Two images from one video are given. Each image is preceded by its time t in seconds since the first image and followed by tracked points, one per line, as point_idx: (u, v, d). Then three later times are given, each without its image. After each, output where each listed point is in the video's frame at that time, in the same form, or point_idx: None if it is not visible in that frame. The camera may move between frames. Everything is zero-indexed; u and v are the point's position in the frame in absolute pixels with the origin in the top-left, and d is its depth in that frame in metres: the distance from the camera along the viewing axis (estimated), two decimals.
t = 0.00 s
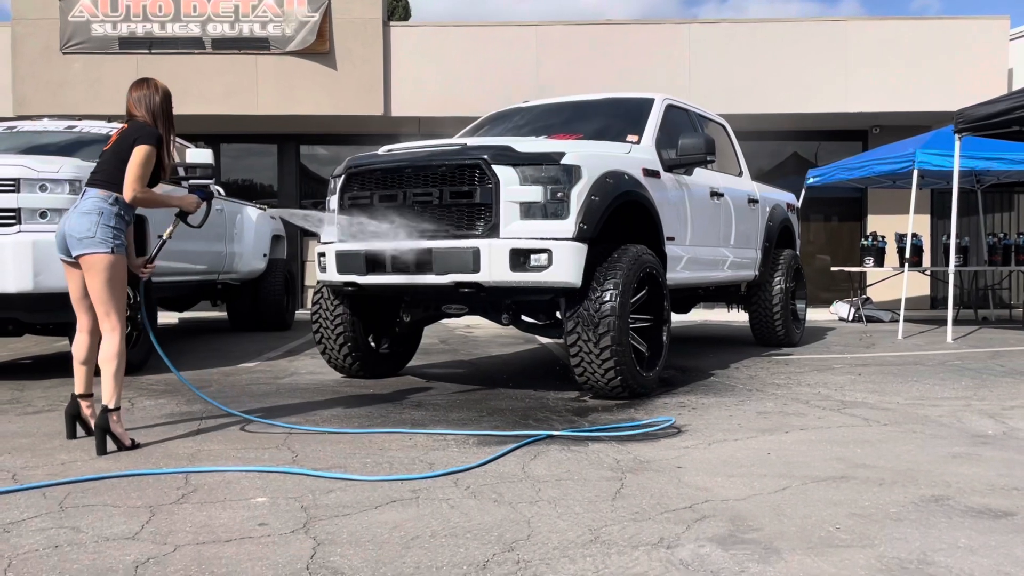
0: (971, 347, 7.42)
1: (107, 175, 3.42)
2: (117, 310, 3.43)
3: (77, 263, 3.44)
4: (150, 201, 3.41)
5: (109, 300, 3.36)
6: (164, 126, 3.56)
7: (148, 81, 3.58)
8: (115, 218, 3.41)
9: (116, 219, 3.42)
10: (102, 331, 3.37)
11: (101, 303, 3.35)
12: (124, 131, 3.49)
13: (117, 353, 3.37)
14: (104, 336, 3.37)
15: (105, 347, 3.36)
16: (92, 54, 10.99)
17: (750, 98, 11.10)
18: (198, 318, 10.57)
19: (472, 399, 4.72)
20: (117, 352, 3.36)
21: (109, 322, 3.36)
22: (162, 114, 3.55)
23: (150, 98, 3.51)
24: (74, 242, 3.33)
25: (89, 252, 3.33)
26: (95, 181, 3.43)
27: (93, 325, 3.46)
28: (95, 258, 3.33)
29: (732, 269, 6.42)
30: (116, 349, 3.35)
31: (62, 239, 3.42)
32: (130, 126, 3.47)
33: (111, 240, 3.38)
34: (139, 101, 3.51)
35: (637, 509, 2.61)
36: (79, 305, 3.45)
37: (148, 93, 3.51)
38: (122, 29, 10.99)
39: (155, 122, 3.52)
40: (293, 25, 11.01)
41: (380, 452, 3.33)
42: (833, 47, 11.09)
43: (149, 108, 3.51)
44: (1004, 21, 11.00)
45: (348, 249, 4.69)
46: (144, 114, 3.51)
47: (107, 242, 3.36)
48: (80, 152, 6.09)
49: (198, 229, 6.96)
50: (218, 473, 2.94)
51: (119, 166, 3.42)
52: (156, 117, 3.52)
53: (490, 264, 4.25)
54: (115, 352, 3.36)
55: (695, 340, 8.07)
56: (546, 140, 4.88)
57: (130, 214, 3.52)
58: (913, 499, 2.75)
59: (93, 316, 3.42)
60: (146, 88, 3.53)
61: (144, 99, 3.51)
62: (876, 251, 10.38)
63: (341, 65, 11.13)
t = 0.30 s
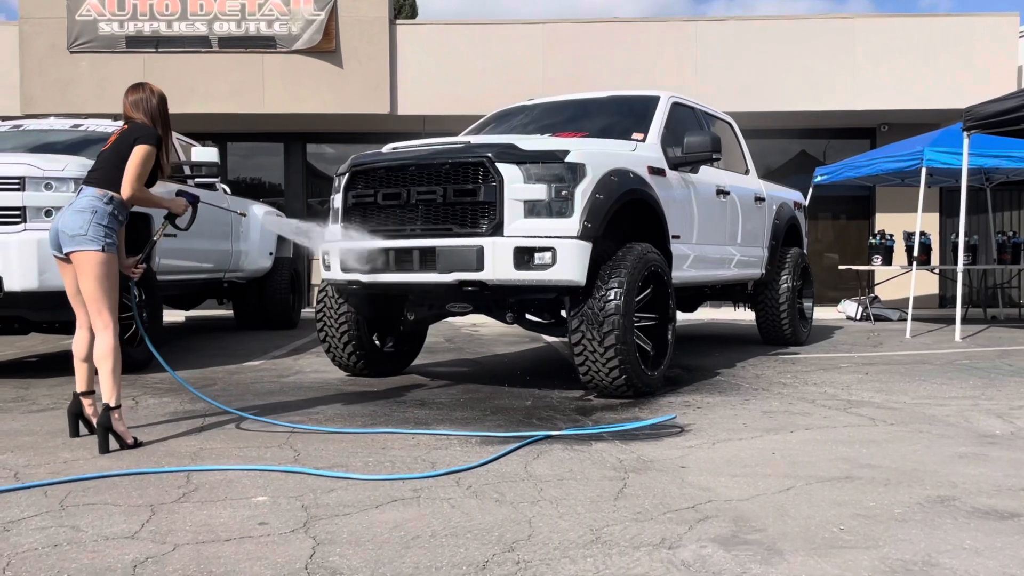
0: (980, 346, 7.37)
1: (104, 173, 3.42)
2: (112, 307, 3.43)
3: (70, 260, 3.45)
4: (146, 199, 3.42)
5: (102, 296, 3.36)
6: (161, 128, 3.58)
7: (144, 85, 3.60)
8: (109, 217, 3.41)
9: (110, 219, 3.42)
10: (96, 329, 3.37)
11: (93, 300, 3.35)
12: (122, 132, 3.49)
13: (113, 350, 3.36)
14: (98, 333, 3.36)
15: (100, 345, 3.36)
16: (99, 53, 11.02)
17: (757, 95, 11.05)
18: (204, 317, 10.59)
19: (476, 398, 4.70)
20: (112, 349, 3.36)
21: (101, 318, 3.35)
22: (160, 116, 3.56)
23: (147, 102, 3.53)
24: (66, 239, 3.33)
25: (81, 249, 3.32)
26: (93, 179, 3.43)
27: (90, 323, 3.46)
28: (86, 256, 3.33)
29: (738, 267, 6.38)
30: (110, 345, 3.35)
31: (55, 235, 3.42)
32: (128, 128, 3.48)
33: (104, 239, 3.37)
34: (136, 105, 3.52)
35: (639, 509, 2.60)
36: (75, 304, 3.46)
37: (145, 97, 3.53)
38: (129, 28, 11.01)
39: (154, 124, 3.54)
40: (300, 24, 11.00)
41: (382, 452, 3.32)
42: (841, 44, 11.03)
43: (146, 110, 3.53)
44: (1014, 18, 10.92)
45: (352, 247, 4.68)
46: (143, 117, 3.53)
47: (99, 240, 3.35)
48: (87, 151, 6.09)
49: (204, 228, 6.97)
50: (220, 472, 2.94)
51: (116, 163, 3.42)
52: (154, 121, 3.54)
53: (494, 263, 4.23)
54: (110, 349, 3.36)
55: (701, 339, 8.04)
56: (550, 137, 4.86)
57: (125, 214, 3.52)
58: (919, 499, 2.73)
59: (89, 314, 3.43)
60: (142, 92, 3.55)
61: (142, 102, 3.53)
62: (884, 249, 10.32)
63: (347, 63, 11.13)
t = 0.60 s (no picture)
0: (988, 347, 7.32)
1: (104, 176, 3.42)
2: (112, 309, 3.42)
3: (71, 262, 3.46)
4: (148, 199, 3.44)
5: (103, 300, 3.36)
6: (153, 128, 3.61)
7: (129, 89, 3.61)
8: (111, 220, 3.42)
9: (112, 221, 3.43)
10: (95, 332, 3.36)
11: (93, 304, 3.35)
12: (117, 137, 3.50)
13: (113, 352, 3.36)
14: (97, 336, 3.36)
15: (99, 348, 3.36)
16: (107, 54, 11.06)
17: (763, 95, 11.01)
18: (211, 317, 10.62)
19: (480, 400, 4.69)
20: (112, 351, 3.36)
21: (102, 322, 3.35)
22: (150, 117, 3.58)
23: (136, 104, 3.55)
24: (68, 241, 3.34)
25: (83, 252, 3.33)
26: (93, 182, 3.43)
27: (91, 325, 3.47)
28: (87, 257, 3.34)
29: (744, 268, 6.36)
30: (111, 348, 3.35)
31: (56, 238, 3.42)
32: (121, 131, 3.49)
33: (105, 241, 3.39)
34: (125, 107, 3.54)
35: (641, 513, 2.58)
36: (76, 306, 3.49)
37: (134, 99, 3.54)
38: (136, 30, 11.05)
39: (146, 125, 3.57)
40: (306, 25, 11.02)
41: (384, 454, 3.31)
42: (848, 44, 10.98)
43: (138, 113, 3.55)
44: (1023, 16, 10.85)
45: (356, 248, 4.68)
46: (134, 120, 3.55)
47: (102, 243, 3.37)
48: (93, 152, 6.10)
49: (210, 228, 6.98)
50: (222, 474, 2.94)
51: (117, 164, 3.43)
52: (144, 123, 3.56)
53: (497, 263, 4.22)
54: (110, 353, 3.36)
55: (707, 340, 8.01)
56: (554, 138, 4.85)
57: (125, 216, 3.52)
58: (924, 503, 2.70)
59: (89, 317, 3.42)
60: (130, 95, 3.56)
61: (131, 106, 3.54)
62: (892, 249, 10.26)
63: (353, 63, 11.13)
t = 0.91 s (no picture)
0: (998, 349, 7.27)
1: (112, 183, 3.44)
2: (119, 314, 3.43)
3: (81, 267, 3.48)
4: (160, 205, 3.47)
5: (112, 304, 3.38)
6: (141, 129, 3.65)
7: (113, 92, 3.63)
8: (123, 226, 3.44)
9: (124, 228, 3.45)
10: (102, 336, 3.36)
11: (102, 307, 3.36)
12: (111, 141, 3.53)
13: (119, 356, 3.35)
14: (104, 340, 3.35)
15: (105, 352, 3.34)
16: (115, 58, 11.11)
17: (770, 96, 10.98)
18: (219, 320, 10.65)
19: (486, 403, 4.69)
20: (118, 355, 3.35)
21: (109, 325, 3.35)
22: (138, 117, 3.62)
23: (124, 106, 3.58)
24: (81, 247, 3.35)
25: (96, 258, 3.35)
26: (102, 189, 3.44)
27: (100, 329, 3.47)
28: (97, 263, 3.36)
29: (751, 270, 6.34)
30: (116, 351, 3.34)
31: (67, 244, 3.44)
32: (116, 135, 3.53)
33: (118, 247, 3.41)
34: (113, 110, 3.57)
35: (643, 518, 2.57)
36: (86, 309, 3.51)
37: (122, 101, 3.57)
38: (144, 33, 11.10)
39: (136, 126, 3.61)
40: (313, 28, 11.05)
41: (388, 458, 3.31)
42: (856, 44, 10.93)
43: (127, 115, 3.58)
44: None
45: (361, 252, 4.68)
46: (124, 122, 3.59)
47: (114, 249, 3.39)
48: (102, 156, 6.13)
49: (217, 231, 7.00)
50: (226, 478, 2.95)
51: (128, 172, 3.45)
52: (133, 123, 3.61)
53: (502, 267, 4.21)
54: (116, 357, 3.35)
55: (715, 342, 7.99)
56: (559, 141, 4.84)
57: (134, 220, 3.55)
58: (929, 509, 2.69)
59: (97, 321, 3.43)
60: (117, 98, 3.58)
61: (119, 107, 3.57)
62: (901, 251, 10.21)
63: (360, 66, 11.15)
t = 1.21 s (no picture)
0: (1007, 351, 7.22)
1: (121, 189, 3.43)
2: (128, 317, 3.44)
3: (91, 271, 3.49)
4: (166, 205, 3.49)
5: (121, 307, 3.39)
6: (135, 130, 3.62)
7: (103, 95, 3.58)
8: (136, 232, 3.46)
9: (137, 233, 3.47)
10: (110, 339, 3.37)
11: (111, 310, 3.38)
12: (110, 146, 3.51)
13: (126, 359, 3.37)
14: (112, 342, 3.37)
15: (113, 355, 3.36)
16: (122, 61, 11.15)
17: (777, 97, 10.96)
18: (225, 322, 10.66)
19: (491, 406, 4.68)
20: (125, 358, 3.37)
21: (117, 328, 3.37)
22: (130, 120, 3.59)
23: (116, 109, 3.54)
24: (95, 252, 3.37)
25: (108, 263, 3.37)
26: (112, 194, 3.43)
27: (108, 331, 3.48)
28: (111, 268, 3.37)
29: (758, 272, 6.31)
30: (123, 354, 3.35)
31: (79, 248, 3.45)
32: (114, 141, 3.51)
33: (130, 253, 3.44)
34: (105, 114, 3.52)
35: (648, 521, 2.57)
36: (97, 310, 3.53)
37: (114, 104, 3.53)
38: (151, 36, 11.14)
39: (131, 130, 3.59)
40: (319, 30, 11.07)
41: (392, 460, 3.31)
42: (862, 45, 10.89)
43: (121, 119, 3.55)
44: None
45: (366, 254, 4.68)
46: (116, 125, 3.55)
47: (127, 254, 3.41)
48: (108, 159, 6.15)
49: (224, 233, 7.02)
50: (230, 481, 2.95)
51: (131, 176, 3.44)
52: (126, 126, 3.58)
53: (507, 269, 4.21)
54: (123, 360, 3.36)
55: (721, 344, 7.97)
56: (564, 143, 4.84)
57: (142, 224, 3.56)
58: (935, 512, 2.67)
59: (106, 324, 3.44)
60: (108, 101, 3.54)
61: (111, 111, 3.53)
62: (908, 252, 10.16)
63: (366, 69, 11.17)
